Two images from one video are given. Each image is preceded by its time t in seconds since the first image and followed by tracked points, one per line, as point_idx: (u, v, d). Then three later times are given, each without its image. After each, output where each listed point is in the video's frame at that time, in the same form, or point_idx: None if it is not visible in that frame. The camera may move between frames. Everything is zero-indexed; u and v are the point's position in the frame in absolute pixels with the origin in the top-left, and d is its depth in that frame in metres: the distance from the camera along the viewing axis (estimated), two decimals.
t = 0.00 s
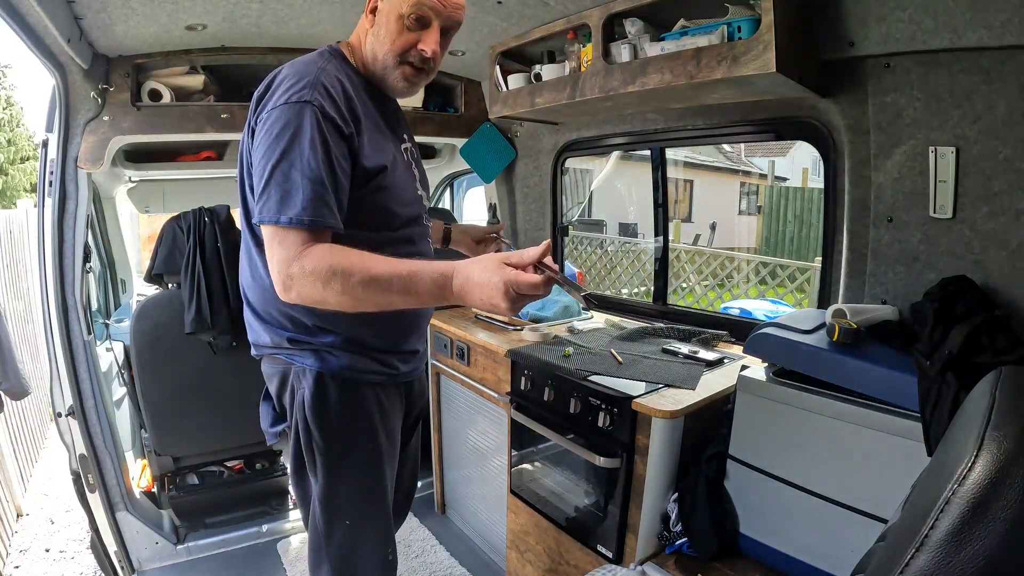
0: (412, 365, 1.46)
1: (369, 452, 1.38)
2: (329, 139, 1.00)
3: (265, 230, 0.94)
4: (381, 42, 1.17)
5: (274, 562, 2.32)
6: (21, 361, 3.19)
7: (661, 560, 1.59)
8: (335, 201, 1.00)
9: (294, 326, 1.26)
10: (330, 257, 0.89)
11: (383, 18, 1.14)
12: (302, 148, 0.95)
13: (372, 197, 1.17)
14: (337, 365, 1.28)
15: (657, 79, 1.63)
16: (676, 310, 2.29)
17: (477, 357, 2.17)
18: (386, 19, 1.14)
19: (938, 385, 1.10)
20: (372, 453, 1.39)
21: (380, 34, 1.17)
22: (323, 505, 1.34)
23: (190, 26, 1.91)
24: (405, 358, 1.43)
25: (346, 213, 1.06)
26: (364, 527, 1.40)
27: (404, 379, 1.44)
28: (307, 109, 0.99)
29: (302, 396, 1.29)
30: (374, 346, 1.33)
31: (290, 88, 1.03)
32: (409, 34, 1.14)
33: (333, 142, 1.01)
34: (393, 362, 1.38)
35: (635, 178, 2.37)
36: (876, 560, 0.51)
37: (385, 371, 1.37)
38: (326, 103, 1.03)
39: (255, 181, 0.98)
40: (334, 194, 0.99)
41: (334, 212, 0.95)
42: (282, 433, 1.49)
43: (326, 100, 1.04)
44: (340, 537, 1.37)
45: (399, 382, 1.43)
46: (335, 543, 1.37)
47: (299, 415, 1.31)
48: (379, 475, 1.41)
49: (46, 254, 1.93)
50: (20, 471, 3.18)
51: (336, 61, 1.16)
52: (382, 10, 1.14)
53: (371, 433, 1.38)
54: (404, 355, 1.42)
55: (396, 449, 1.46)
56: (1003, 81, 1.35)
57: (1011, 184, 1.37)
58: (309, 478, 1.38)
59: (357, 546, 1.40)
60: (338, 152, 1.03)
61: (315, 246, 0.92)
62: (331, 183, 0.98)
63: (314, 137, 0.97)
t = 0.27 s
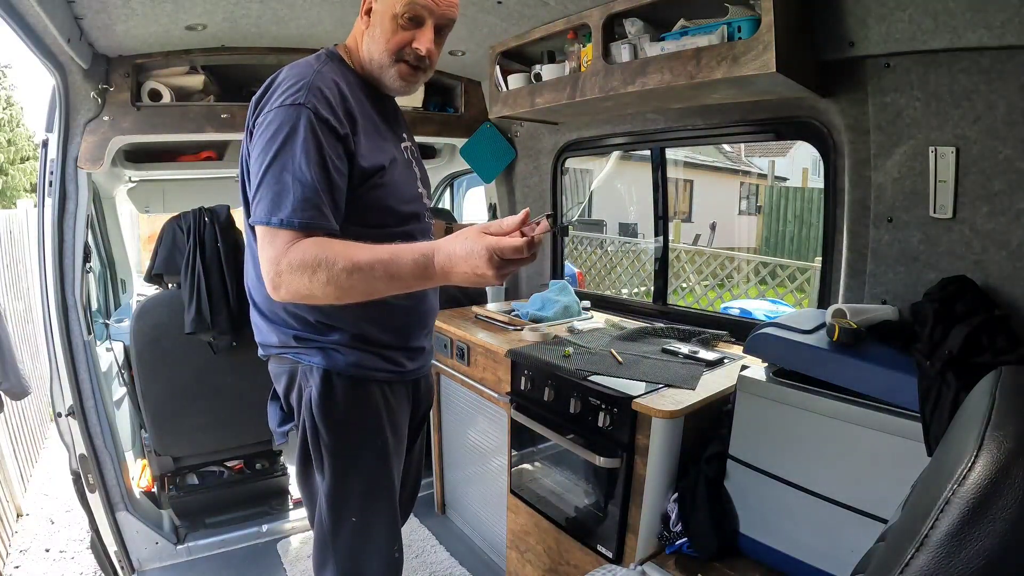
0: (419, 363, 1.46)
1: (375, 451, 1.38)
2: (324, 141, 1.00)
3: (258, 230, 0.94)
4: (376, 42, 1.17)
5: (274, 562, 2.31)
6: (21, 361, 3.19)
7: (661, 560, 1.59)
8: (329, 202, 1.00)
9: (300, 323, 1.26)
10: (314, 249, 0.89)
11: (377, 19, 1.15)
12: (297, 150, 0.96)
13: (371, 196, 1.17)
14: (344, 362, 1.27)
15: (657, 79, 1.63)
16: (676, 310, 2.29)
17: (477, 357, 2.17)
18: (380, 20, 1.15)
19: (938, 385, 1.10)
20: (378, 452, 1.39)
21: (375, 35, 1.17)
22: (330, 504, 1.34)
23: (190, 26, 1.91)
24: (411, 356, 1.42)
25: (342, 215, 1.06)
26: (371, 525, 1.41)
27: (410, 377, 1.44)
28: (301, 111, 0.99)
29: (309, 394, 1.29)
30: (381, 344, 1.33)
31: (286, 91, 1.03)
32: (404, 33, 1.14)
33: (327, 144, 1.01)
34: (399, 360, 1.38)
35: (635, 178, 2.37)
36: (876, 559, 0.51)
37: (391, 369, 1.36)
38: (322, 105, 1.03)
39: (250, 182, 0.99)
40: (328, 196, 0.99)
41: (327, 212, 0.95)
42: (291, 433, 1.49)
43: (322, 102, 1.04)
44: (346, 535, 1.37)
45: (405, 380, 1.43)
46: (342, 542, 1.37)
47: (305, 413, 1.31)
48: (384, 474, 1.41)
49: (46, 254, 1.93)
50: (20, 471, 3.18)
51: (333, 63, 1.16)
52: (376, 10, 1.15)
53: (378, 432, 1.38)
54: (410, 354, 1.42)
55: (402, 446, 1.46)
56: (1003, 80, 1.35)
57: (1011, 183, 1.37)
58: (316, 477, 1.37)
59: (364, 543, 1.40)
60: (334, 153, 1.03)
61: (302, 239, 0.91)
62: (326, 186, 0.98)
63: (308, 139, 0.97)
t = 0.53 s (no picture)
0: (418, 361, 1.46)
1: (375, 449, 1.38)
2: (318, 140, 1.00)
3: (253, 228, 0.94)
4: (371, 43, 1.17)
5: (274, 562, 2.31)
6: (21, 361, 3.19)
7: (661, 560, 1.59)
8: (323, 202, 1.00)
9: (299, 321, 1.26)
10: (306, 247, 0.88)
11: (371, 19, 1.15)
12: (292, 148, 0.96)
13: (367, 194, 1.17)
14: (343, 360, 1.27)
15: (658, 80, 1.63)
16: (676, 310, 2.30)
17: (477, 357, 2.17)
18: (374, 20, 1.15)
19: (938, 385, 1.10)
20: (378, 450, 1.39)
21: (370, 36, 1.17)
22: (331, 502, 1.34)
23: (190, 26, 1.91)
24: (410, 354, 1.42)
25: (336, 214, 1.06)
26: (371, 523, 1.41)
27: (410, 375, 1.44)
28: (296, 111, 0.99)
29: (309, 392, 1.29)
30: (380, 341, 1.33)
31: (283, 91, 1.03)
32: (398, 33, 1.15)
33: (322, 143, 1.01)
34: (399, 358, 1.38)
35: (635, 178, 2.37)
36: (877, 559, 0.51)
37: (390, 367, 1.36)
38: (317, 104, 1.04)
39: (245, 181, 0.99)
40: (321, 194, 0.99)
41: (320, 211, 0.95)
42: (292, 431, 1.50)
43: (317, 101, 1.04)
44: (345, 534, 1.37)
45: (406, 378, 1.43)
46: (341, 540, 1.38)
47: (305, 411, 1.31)
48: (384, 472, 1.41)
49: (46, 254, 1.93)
50: (20, 471, 3.18)
51: (330, 63, 1.17)
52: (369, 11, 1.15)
53: (378, 430, 1.38)
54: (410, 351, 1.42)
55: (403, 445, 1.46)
56: (1003, 80, 1.35)
57: (1011, 183, 1.37)
58: (317, 474, 1.38)
59: (364, 543, 1.40)
60: (328, 152, 1.03)
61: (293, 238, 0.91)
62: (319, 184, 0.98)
63: (303, 138, 0.98)
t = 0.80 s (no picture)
0: (418, 360, 1.46)
1: (377, 449, 1.39)
2: (314, 139, 1.00)
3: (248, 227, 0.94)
4: (372, 42, 1.17)
5: (274, 563, 2.31)
6: (21, 361, 3.19)
7: (661, 560, 1.58)
8: (318, 201, 1.00)
9: (298, 322, 1.26)
10: (301, 247, 0.88)
11: (371, 20, 1.14)
12: (287, 147, 0.96)
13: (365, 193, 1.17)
14: (343, 359, 1.27)
15: (658, 80, 1.63)
16: (676, 310, 2.29)
17: (477, 357, 2.17)
18: (375, 21, 1.15)
19: (939, 385, 1.10)
20: (380, 450, 1.39)
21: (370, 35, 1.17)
22: (333, 503, 1.34)
23: (191, 27, 1.91)
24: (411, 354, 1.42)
25: (332, 212, 1.06)
26: (374, 524, 1.41)
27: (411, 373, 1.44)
28: (292, 109, 0.99)
29: (309, 392, 1.29)
30: (380, 340, 1.33)
31: (280, 90, 1.04)
32: (400, 32, 1.15)
33: (317, 141, 1.01)
34: (399, 356, 1.39)
35: (635, 178, 2.37)
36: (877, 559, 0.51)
37: (391, 365, 1.37)
38: (314, 102, 1.04)
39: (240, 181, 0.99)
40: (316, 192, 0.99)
41: (315, 210, 0.95)
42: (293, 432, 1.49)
43: (313, 100, 1.04)
44: (346, 534, 1.38)
45: (407, 377, 1.43)
46: (344, 540, 1.38)
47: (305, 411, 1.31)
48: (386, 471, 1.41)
49: (46, 255, 1.93)
50: (20, 472, 3.18)
51: (327, 62, 1.17)
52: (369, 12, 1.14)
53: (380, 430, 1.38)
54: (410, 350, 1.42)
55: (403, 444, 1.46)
56: (1003, 80, 1.35)
57: (1012, 183, 1.36)
58: (319, 475, 1.38)
59: (365, 543, 1.40)
60: (324, 151, 1.03)
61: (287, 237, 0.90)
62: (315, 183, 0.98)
63: (298, 137, 0.98)
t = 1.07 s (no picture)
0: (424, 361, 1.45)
1: (391, 453, 1.39)
2: (316, 140, 1.00)
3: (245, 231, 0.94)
4: (400, 55, 1.19)
5: (274, 563, 2.31)
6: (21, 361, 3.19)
7: (661, 560, 1.58)
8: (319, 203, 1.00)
9: (304, 327, 1.26)
10: (304, 251, 0.89)
11: (400, 34, 1.16)
12: (286, 148, 0.95)
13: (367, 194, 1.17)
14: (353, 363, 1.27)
15: (657, 80, 1.63)
16: (676, 310, 2.29)
17: (477, 357, 2.17)
18: (404, 36, 1.17)
19: (938, 385, 1.10)
20: (394, 454, 1.39)
21: (397, 48, 1.18)
22: (351, 509, 1.34)
23: (190, 27, 1.91)
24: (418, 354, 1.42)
25: (333, 214, 1.06)
26: (391, 530, 1.41)
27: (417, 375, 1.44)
28: (293, 109, 0.99)
29: (320, 399, 1.29)
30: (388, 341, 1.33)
31: (281, 89, 1.03)
32: (431, 44, 1.20)
33: (319, 142, 1.01)
34: (408, 357, 1.38)
35: (635, 178, 2.37)
36: (876, 559, 0.51)
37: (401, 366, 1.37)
38: (316, 102, 1.03)
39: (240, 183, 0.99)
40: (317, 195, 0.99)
41: (315, 213, 0.95)
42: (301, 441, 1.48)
43: (316, 100, 1.04)
44: (368, 539, 1.38)
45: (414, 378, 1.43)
46: (362, 547, 1.38)
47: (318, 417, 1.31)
48: (399, 476, 1.41)
49: (46, 254, 1.93)
50: (20, 472, 3.18)
51: (328, 60, 1.16)
52: (396, 26, 1.16)
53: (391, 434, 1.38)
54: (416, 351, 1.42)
55: (420, 445, 1.47)
56: (1003, 80, 1.35)
57: (1011, 183, 1.36)
58: (335, 482, 1.38)
59: (385, 547, 1.40)
60: (326, 152, 1.03)
61: (288, 241, 0.91)
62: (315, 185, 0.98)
63: (299, 138, 0.97)
